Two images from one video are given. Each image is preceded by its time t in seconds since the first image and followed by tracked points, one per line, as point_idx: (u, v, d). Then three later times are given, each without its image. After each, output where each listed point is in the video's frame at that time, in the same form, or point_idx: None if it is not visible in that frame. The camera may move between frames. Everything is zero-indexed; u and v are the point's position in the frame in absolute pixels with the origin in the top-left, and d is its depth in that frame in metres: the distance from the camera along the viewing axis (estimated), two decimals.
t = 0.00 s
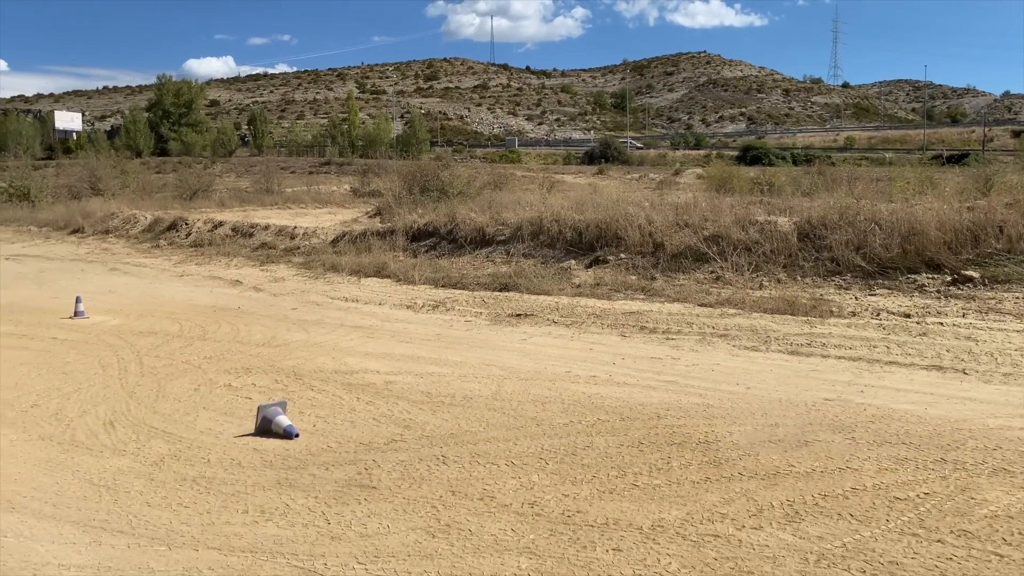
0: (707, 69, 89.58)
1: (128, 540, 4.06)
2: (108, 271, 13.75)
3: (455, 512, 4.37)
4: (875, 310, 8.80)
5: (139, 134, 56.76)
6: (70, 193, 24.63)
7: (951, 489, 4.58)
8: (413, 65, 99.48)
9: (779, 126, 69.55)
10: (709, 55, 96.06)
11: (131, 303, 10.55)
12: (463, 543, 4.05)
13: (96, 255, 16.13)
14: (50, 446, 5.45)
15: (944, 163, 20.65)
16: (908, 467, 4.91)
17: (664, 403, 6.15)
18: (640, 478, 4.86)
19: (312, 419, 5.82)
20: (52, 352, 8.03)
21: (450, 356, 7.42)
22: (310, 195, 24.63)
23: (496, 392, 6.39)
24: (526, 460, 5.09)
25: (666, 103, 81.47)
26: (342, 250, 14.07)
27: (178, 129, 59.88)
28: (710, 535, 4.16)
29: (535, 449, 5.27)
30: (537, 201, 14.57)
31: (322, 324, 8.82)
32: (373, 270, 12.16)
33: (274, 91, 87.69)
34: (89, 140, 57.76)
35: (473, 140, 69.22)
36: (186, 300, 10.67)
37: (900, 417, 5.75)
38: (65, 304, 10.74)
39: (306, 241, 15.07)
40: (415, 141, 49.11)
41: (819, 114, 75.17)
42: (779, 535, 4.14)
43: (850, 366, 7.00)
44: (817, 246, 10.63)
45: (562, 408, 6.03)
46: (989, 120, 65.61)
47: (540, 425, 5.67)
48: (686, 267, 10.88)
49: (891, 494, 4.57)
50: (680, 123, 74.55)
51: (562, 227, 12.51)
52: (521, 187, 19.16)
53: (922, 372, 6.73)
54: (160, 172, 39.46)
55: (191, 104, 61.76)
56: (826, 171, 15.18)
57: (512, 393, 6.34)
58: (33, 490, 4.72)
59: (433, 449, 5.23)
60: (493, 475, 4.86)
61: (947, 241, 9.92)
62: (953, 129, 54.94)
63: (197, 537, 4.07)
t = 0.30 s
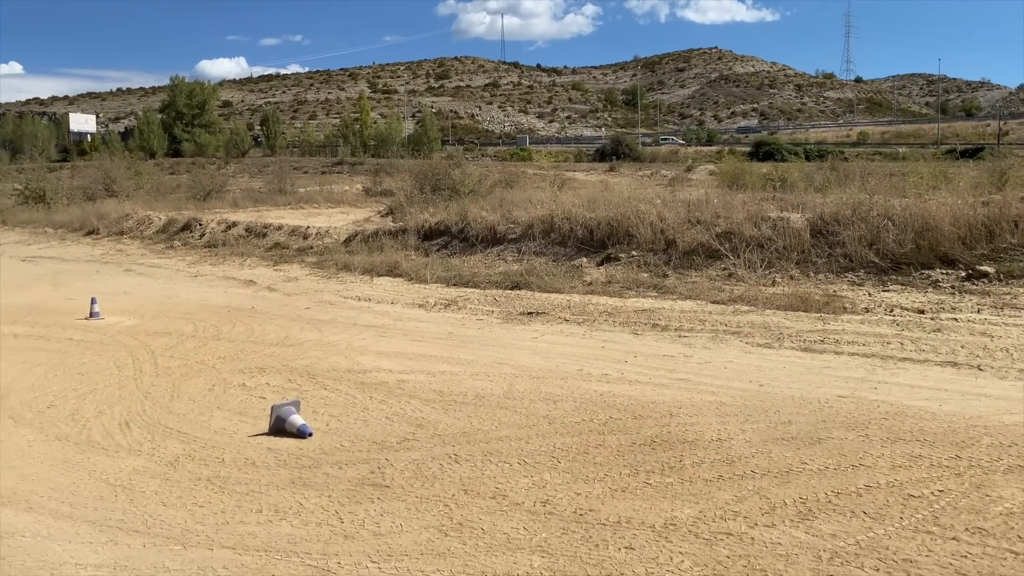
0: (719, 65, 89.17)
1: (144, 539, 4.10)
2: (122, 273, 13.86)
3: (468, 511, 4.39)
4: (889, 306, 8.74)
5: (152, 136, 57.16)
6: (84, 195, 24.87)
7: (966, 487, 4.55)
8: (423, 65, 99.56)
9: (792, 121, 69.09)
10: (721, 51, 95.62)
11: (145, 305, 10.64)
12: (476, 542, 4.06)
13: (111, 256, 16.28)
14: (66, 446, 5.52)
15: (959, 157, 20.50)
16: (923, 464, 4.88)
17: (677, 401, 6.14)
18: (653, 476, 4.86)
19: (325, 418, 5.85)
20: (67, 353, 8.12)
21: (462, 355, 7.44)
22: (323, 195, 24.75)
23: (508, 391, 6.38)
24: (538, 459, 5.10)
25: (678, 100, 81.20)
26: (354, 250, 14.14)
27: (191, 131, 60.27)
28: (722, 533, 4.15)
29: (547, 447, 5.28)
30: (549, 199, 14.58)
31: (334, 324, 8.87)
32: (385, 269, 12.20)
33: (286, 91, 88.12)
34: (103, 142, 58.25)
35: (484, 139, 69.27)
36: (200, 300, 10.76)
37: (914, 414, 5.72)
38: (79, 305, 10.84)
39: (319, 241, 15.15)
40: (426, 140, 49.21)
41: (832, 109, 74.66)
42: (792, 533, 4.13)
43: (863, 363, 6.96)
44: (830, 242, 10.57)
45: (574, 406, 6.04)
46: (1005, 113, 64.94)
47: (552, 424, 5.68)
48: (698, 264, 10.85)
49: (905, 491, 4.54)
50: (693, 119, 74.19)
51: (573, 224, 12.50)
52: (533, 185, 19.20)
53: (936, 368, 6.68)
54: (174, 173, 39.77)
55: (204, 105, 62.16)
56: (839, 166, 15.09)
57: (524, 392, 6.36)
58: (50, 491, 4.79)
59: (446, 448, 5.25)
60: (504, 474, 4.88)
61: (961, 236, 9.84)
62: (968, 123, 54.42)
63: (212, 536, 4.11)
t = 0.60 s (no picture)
0: (734, 57, 88.52)
1: (161, 535, 4.15)
2: (139, 270, 13.98)
3: (483, 506, 4.40)
4: (907, 299, 8.65)
5: (168, 134, 57.60)
6: (102, 193, 25.11)
7: (984, 482, 4.50)
8: (437, 60, 99.55)
9: (808, 114, 68.40)
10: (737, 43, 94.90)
11: (162, 302, 10.73)
12: (490, 537, 4.08)
13: (128, 254, 16.43)
14: (85, 443, 5.59)
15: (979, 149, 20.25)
16: (941, 460, 4.83)
17: (692, 396, 6.12)
18: (667, 471, 4.84)
19: (341, 414, 5.89)
20: (86, 350, 8.20)
21: (476, 350, 7.46)
22: (337, 191, 24.85)
23: (522, 387, 6.38)
24: (553, 454, 5.10)
25: (693, 92, 80.68)
26: (369, 246, 14.19)
27: (206, 128, 60.67)
28: (738, 529, 4.13)
29: (561, 443, 5.28)
30: (563, 193, 14.56)
31: (349, 320, 8.91)
32: (400, 265, 12.23)
33: (300, 88, 88.49)
34: (120, 140, 58.78)
35: (498, 134, 69.23)
36: (217, 297, 10.84)
37: (932, 408, 5.66)
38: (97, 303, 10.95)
39: (334, 237, 15.22)
40: (440, 136, 49.24)
41: (850, 100, 73.94)
42: (808, 529, 4.11)
43: (881, 357, 6.89)
44: (847, 235, 10.47)
45: (588, 401, 6.03)
46: None
47: (567, 419, 5.68)
48: (713, 258, 10.79)
49: (922, 486, 4.50)
50: (708, 112, 73.66)
51: (587, 219, 12.46)
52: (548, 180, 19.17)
53: (954, 362, 6.60)
54: (190, 170, 40.09)
55: (219, 102, 62.54)
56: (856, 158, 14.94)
57: (539, 387, 6.37)
58: (69, 487, 4.85)
59: (460, 443, 5.27)
60: (519, 469, 4.89)
61: (980, 228, 9.71)
62: (988, 114, 53.70)
63: (228, 532, 4.15)
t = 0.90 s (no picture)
0: (756, 48, 87.62)
1: (183, 528, 4.22)
2: (161, 265, 14.15)
3: (501, 501, 4.42)
4: (930, 293, 8.53)
5: (190, 130, 58.16)
6: (125, 189, 25.42)
7: (1007, 478, 4.44)
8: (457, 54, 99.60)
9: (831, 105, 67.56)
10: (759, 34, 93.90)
11: (184, 297, 10.86)
12: (508, 532, 4.09)
13: (152, 249, 16.64)
14: (108, 437, 5.69)
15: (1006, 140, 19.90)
16: (963, 456, 4.77)
17: (712, 391, 6.09)
18: (686, 467, 4.83)
19: (360, 409, 5.93)
20: (110, 345, 8.33)
21: (495, 345, 7.48)
22: (358, 185, 24.97)
23: (541, 381, 6.39)
24: (571, 449, 5.11)
25: (714, 85, 79.98)
26: (389, 240, 14.25)
27: (228, 124, 61.20)
28: (757, 525, 4.12)
29: (579, 438, 5.29)
30: (582, 187, 14.52)
31: (369, 315, 8.97)
32: (420, 260, 12.28)
33: (321, 83, 88.93)
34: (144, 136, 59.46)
35: (518, 127, 69.13)
36: (238, 292, 10.95)
37: (955, 404, 5.59)
38: (120, 298, 11.11)
39: (354, 232, 15.30)
40: (459, 130, 49.27)
41: (874, 92, 72.92)
42: (827, 525, 4.08)
43: (903, 352, 6.81)
44: (869, 229, 10.34)
45: (607, 396, 6.03)
46: None
47: (585, 414, 5.67)
48: (734, 252, 10.70)
49: (944, 483, 4.45)
50: (729, 105, 72.99)
51: (607, 214, 12.42)
52: (567, 174, 19.13)
53: (979, 357, 6.51)
54: (212, 166, 40.47)
55: (240, 98, 63.03)
56: (880, 150, 14.74)
57: (557, 382, 6.38)
58: (92, 480, 4.94)
59: (479, 438, 5.29)
60: (537, 464, 4.90)
61: (1006, 221, 9.55)
62: (1016, 104, 52.72)
63: (249, 525, 4.21)
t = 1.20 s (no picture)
0: (791, 41, 86.31)
1: (214, 520, 4.31)
2: (194, 260, 14.39)
3: (527, 497, 4.45)
4: (966, 291, 8.36)
5: (223, 126, 58.97)
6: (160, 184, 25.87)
7: None
8: (487, 49, 99.58)
9: (867, 100, 66.34)
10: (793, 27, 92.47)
11: (216, 291, 11.04)
12: (534, 527, 4.12)
13: (185, 244, 16.94)
14: (143, 429, 5.82)
15: None
16: (998, 457, 4.68)
17: (741, 389, 6.04)
18: (713, 465, 4.81)
19: (389, 404, 5.99)
20: (145, 339, 8.51)
21: (522, 341, 7.50)
22: (388, 181, 25.14)
23: (567, 377, 6.39)
24: (597, 446, 5.11)
25: (747, 78, 78.95)
26: (419, 236, 14.34)
27: (261, 120, 61.93)
28: (784, 524, 4.09)
29: (606, 434, 5.29)
30: (612, 183, 14.45)
31: (398, 310, 9.04)
32: (448, 255, 12.34)
33: (352, 79, 89.56)
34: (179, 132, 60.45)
35: (547, 122, 68.98)
36: (269, 287, 11.10)
37: (990, 404, 5.48)
38: (154, 292, 11.33)
39: (384, 228, 15.41)
40: (489, 125, 49.31)
41: (912, 85, 71.41)
42: (856, 526, 4.03)
43: (937, 350, 6.69)
44: (904, 225, 10.15)
45: (635, 393, 6.02)
46: None
47: (612, 411, 5.67)
48: (764, 249, 10.58)
49: (978, 484, 4.37)
50: (762, 99, 72.05)
51: (636, 209, 12.35)
52: (597, 169, 19.06)
53: (1016, 356, 6.37)
54: (245, 162, 41.02)
55: (272, 94, 63.73)
56: (917, 145, 14.44)
57: (584, 378, 6.38)
58: (126, 472, 5.06)
59: (506, 434, 5.32)
60: (563, 461, 4.91)
61: None
62: None
63: (278, 517, 4.28)
